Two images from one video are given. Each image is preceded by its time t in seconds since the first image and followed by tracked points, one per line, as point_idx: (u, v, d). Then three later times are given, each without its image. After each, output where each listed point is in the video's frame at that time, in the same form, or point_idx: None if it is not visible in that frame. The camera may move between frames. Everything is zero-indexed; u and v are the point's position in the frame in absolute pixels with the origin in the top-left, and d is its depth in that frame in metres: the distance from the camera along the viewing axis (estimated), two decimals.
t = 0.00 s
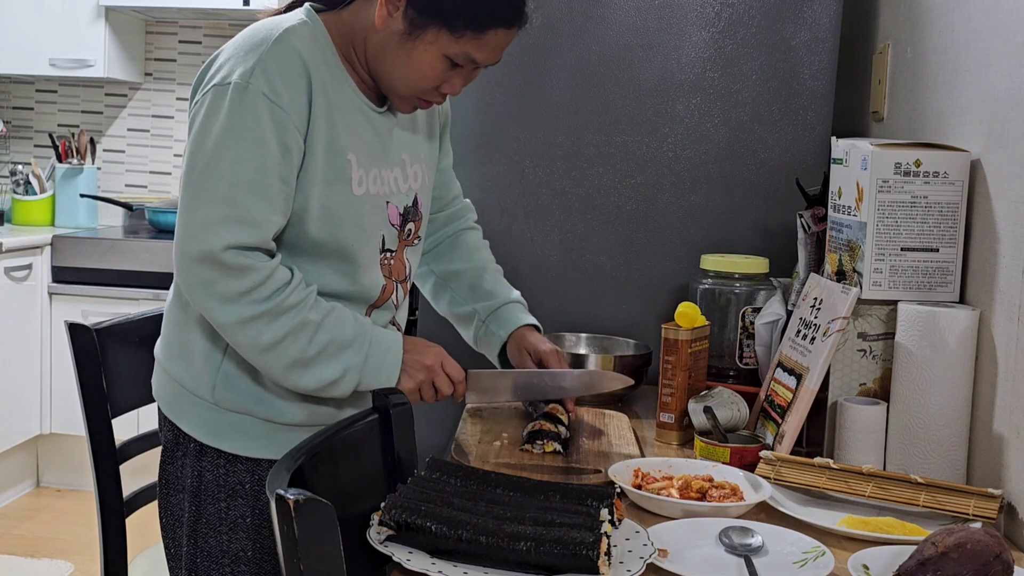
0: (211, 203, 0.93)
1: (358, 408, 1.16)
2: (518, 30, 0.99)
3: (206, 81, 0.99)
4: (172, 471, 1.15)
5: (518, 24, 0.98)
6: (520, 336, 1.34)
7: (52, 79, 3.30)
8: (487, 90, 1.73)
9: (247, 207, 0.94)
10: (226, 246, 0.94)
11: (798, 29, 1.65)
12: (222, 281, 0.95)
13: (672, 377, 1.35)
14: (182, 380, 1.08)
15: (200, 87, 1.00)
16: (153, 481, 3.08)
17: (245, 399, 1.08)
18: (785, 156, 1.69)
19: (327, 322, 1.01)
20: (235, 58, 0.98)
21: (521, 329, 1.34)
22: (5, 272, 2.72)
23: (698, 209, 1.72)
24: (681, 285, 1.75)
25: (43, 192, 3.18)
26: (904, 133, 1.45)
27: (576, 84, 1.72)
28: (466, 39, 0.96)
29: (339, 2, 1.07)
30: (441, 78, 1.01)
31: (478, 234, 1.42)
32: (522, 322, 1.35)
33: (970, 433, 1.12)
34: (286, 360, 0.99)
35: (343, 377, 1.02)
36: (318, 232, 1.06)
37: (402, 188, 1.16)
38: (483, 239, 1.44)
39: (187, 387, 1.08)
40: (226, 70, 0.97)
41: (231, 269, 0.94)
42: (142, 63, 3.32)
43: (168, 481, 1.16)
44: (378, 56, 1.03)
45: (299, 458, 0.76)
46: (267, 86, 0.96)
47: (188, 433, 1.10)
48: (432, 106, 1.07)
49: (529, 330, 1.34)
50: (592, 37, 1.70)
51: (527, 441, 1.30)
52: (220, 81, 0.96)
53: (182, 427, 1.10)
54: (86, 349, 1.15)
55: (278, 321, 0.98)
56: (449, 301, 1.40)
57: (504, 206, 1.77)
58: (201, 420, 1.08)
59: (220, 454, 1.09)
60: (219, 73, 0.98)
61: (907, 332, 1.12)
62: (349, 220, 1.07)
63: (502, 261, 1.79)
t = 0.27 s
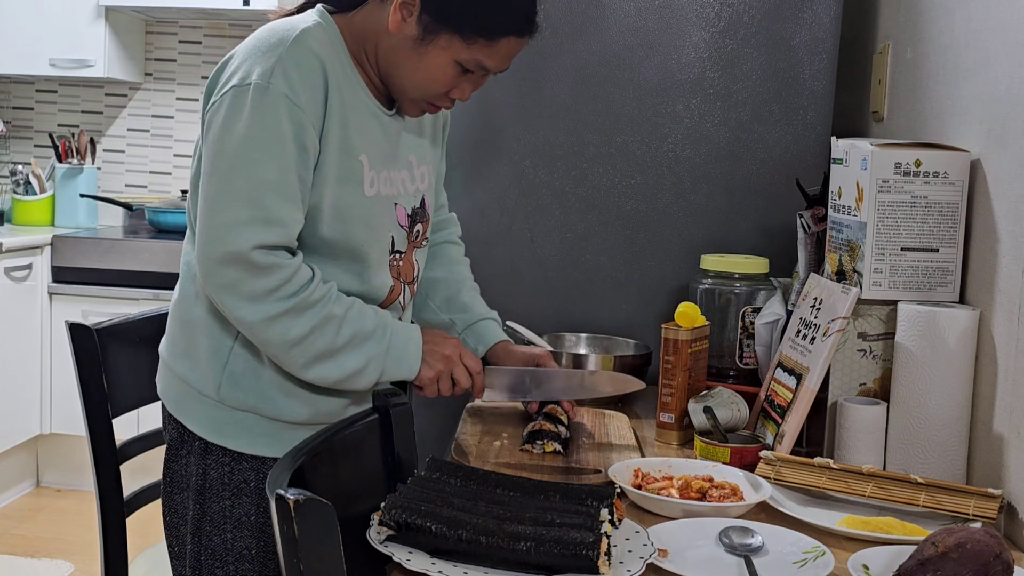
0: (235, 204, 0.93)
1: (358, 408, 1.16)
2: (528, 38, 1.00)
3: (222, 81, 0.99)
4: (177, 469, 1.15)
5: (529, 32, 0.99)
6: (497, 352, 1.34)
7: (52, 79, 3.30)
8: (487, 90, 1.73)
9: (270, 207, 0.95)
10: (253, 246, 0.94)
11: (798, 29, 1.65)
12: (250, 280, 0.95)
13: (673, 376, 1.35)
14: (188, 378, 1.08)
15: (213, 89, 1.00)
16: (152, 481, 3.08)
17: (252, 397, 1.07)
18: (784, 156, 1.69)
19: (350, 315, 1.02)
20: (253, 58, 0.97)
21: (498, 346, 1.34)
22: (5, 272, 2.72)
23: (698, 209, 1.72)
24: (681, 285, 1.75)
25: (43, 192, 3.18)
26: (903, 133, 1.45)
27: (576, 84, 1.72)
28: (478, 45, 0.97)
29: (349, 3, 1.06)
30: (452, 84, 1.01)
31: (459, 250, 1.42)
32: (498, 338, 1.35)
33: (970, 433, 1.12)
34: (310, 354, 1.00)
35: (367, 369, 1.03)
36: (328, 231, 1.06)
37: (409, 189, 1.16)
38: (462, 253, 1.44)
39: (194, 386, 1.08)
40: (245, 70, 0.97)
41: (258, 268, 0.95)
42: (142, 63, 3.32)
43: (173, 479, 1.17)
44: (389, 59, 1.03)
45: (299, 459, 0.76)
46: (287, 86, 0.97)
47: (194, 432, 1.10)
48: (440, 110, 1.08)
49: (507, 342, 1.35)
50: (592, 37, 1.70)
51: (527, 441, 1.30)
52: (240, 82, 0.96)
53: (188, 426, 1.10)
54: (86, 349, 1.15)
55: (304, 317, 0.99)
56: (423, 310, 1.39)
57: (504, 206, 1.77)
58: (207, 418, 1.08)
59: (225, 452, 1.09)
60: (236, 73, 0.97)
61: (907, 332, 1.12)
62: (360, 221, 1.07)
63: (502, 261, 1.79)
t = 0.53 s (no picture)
0: (241, 193, 0.93)
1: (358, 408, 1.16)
2: (539, 51, 1.00)
3: (236, 74, 0.98)
4: (177, 468, 1.15)
5: (540, 45, 1.00)
6: (496, 357, 1.34)
7: (52, 79, 3.30)
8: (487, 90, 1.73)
9: (276, 198, 0.95)
10: (254, 234, 0.93)
11: (798, 29, 1.65)
12: (249, 266, 0.95)
13: (673, 376, 1.35)
14: (190, 377, 1.08)
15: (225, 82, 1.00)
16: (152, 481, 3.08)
17: (252, 395, 1.07)
18: (784, 156, 1.69)
19: (348, 303, 1.02)
20: (268, 53, 0.97)
21: (497, 351, 1.35)
22: (5, 273, 2.72)
23: (698, 209, 1.72)
24: (681, 285, 1.75)
25: (42, 192, 3.18)
26: (903, 133, 1.45)
27: (576, 84, 1.72)
28: (490, 54, 0.97)
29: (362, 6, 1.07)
30: (460, 92, 1.01)
31: (456, 255, 1.41)
32: (497, 344, 1.35)
33: (970, 433, 1.12)
34: (308, 341, 1.00)
35: (363, 357, 1.02)
36: (333, 230, 1.06)
37: (415, 193, 1.17)
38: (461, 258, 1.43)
39: (195, 384, 1.08)
40: (259, 64, 0.97)
41: (258, 255, 0.94)
42: (142, 63, 3.32)
43: (173, 478, 1.17)
44: (400, 65, 1.04)
45: (299, 458, 0.76)
46: (301, 81, 0.97)
47: (194, 430, 1.10)
48: (446, 118, 1.08)
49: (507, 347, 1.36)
50: (592, 37, 1.70)
51: (527, 441, 1.30)
52: (253, 75, 0.96)
53: (189, 425, 1.10)
54: (86, 349, 1.15)
55: (303, 303, 0.99)
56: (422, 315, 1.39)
57: (504, 206, 1.77)
58: (208, 417, 1.08)
59: (226, 450, 1.09)
60: (251, 67, 0.97)
61: (907, 332, 1.12)
62: (365, 221, 1.08)
63: (502, 261, 1.79)
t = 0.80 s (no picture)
0: (251, 190, 0.93)
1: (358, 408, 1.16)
2: (545, 57, 1.00)
3: (248, 69, 0.98)
4: (177, 467, 1.15)
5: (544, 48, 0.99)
6: (500, 357, 1.34)
7: (52, 79, 3.30)
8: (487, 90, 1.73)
9: (286, 194, 0.95)
10: (263, 230, 0.93)
11: (798, 29, 1.65)
12: (258, 262, 0.95)
13: (672, 376, 1.35)
14: (190, 376, 1.08)
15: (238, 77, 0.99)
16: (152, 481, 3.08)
17: (253, 394, 1.07)
18: (784, 156, 1.69)
19: (354, 299, 1.01)
20: (281, 49, 0.97)
21: (501, 351, 1.35)
22: (5, 273, 2.72)
23: (698, 209, 1.72)
24: (681, 285, 1.75)
25: (42, 192, 3.18)
26: (903, 133, 1.45)
27: (576, 84, 1.72)
28: (495, 59, 0.97)
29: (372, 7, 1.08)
30: (464, 95, 1.01)
31: (460, 256, 1.42)
32: (502, 343, 1.35)
33: (970, 433, 1.12)
34: (316, 336, 1.00)
35: (369, 353, 1.02)
36: (340, 226, 1.06)
37: (422, 193, 1.17)
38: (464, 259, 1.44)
39: (195, 383, 1.08)
40: (271, 60, 0.96)
41: (266, 250, 0.94)
42: (142, 63, 3.32)
43: (172, 477, 1.17)
44: (407, 66, 1.04)
45: (300, 458, 0.76)
46: (313, 78, 0.96)
47: (195, 429, 1.10)
48: (449, 121, 1.08)
49: (513, 347, 1.36)
50: (592, 37, 1.70)
51: (527, 441, 1.30)
52: (267, 71, 0.95)
53: (190, 423, 1.10)
54: (86, 349, 1.15)
55: (310, 299, 0.98)
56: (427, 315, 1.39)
57: (504, 206, 1.77)
58: (208, 416, 1.08)
59: (227, 449, 1.09)
60: (264, 62, 0.97)
61: (907, 332, 1.12)
62: (370, 221, 1.08)
63: (502, 261, 1.79)
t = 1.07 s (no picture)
0: (253, 189, 0.93)
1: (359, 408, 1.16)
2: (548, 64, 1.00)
3: (254, 67, 0.98)
4: (178, 467, 1.15)
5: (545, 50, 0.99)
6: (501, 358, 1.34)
7: (52, 79, 3.30)
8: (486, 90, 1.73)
9: (289, 193, 0.95)
10: (267, 231, 0.94)
11: (798, 29, 1.65)
12: (260, 264, 0.95)
13: (672, 377, 1.35)
14: (191, 376, 1.08)
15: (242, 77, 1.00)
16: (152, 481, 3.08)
17: (256, 394, 1.08)
18: (784, 156, 1.69)
19: (356, 302, 1.01)
20: (287, 49, 0.97)
21: (502, 351, 1.35)
22: (5, 273, 2.72)
23: (698, 209, 1.72)
24: (681, 285, 1.75)
25: (42, 192, 3.18)
26: (904, 133, 1.45)
27: (576, 84, 1.72)
28: (497, 65, 0.97)
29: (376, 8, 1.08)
30: (467, 99, 1.01)
31: (464, 256, 1.42)
32: (502, 343, 1.35)
33: (970, 433, 1.12)
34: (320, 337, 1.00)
35: (367, 354, 1.02)
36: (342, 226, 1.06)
37: (425, 194, 1.17)
38: (468, 259, 1.44)
39: (196, 382, 1.08)
40: (278, 59, 0.96)
41: (270, 251, 0.95)
42: (142, 63, 3.32)
43: (174, 476, 1.16)
44: (410, 69, 1.04)
45: (300, 458, 0.76)
46: (321, 77, 0.97)
47: (196, 429, 1.10)
48: (451, 125, 1.08)
49: (515, 348, 1.36)
50: (592, 37, 1.70)
51: (527, 441, 1.30)
52: (272, 70, 0.95)
53: (190, 423, 1.10)
54: (86, 349, 1.15)
55: (314, 301, 0.98)
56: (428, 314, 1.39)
57: (504, 206, 1.77)
58: (210, 415, 1.08)
59: (227, 449, 1.09)
60: (271, 60, 0.97)
61: (907, 332, 1.12)
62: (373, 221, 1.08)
63: (502, 261, 1.79)
